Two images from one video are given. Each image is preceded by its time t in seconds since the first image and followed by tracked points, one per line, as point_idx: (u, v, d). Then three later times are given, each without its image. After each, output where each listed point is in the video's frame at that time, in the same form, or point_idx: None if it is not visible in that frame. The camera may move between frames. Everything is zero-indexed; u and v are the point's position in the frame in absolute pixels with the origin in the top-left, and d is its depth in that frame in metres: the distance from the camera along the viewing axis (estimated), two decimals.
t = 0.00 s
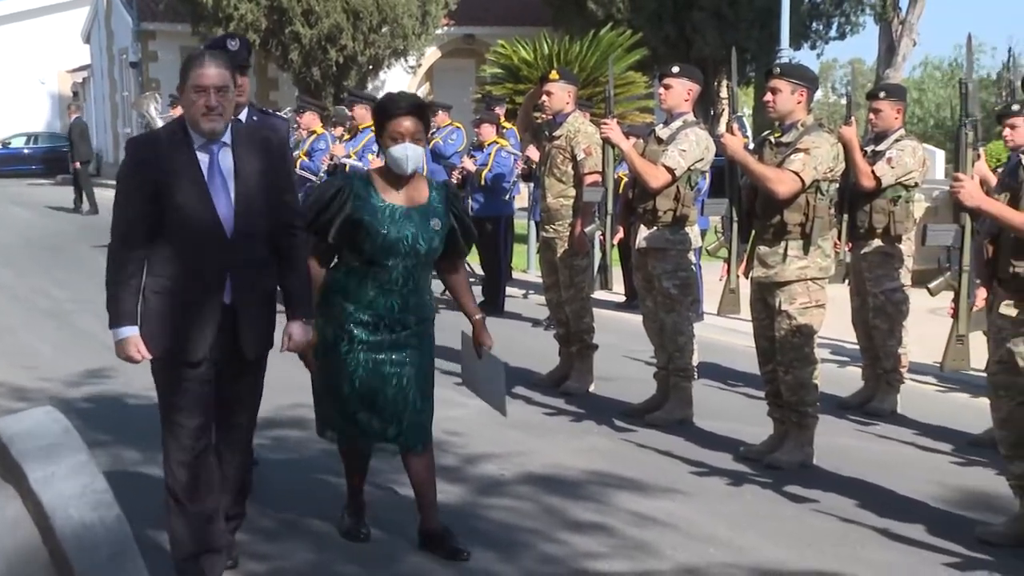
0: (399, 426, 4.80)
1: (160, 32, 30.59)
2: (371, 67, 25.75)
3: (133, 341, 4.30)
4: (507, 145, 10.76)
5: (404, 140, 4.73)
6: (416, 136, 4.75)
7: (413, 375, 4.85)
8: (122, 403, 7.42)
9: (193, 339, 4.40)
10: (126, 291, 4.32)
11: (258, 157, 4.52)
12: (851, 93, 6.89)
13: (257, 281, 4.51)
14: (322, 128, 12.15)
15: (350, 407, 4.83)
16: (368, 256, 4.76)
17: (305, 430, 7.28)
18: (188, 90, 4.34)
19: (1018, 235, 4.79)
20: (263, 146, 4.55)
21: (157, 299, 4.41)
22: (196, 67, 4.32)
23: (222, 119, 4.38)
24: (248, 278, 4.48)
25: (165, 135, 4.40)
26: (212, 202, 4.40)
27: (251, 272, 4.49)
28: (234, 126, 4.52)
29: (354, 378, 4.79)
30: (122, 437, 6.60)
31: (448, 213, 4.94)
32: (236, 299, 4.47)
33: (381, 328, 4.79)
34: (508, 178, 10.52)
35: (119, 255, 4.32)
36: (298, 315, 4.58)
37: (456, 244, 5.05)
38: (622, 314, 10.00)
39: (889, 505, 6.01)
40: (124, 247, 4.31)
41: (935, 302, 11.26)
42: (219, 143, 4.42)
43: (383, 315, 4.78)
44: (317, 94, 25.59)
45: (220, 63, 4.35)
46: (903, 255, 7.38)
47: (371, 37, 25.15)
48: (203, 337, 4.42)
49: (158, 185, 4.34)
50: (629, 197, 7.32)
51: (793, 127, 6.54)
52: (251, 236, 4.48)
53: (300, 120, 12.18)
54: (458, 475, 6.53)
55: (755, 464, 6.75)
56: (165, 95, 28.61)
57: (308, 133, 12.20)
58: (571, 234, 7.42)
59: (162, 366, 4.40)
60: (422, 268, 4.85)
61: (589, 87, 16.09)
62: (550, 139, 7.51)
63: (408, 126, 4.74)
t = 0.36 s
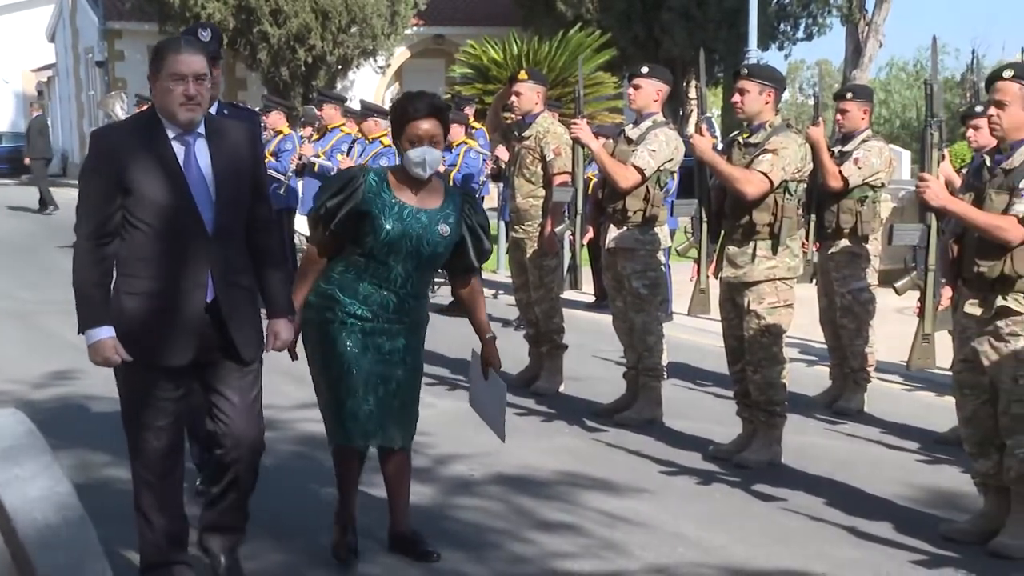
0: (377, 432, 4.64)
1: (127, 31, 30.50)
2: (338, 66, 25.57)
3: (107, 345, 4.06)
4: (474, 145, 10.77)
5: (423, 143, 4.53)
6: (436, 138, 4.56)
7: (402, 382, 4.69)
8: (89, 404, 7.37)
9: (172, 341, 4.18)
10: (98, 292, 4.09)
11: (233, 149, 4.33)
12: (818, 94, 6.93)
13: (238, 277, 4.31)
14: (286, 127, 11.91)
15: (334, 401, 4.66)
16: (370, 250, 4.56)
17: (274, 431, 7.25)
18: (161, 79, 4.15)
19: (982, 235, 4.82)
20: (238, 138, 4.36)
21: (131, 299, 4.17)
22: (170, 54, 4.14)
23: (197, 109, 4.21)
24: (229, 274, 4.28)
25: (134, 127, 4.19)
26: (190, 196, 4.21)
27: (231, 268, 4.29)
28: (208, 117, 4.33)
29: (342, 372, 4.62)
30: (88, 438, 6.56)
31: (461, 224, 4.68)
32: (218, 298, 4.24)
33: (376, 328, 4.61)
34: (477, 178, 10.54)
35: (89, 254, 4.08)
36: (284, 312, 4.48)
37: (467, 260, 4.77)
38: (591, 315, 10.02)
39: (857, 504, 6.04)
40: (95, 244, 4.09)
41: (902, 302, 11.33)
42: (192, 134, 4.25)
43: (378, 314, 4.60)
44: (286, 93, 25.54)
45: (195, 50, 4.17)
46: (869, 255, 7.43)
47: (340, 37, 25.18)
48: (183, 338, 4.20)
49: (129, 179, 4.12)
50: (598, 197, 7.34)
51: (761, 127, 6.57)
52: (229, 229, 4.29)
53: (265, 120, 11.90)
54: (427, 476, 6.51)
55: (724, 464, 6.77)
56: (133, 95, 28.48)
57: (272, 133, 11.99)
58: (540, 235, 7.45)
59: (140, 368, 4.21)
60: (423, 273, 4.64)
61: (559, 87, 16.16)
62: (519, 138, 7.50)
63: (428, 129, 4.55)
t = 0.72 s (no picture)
0: (398, 453, 4.40)
1: (100, 33, 30.41)
2: (315, 69, 25.80)
3: (110, 364, 3.84)
4: (449, 148, 10.80)
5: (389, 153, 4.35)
6: (402, 146, 4.39)
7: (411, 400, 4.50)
8: (62, 408, 7.31)
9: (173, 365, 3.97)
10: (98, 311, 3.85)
11: (245, 164, 4.08)
12: (792, 97, 6.96)
13: (244, 298, 4.07)
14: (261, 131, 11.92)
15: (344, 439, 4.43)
16: (359, 280, 4.35)
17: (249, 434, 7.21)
18: (174, 88, 3.91)
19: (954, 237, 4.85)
20: (248, 150, 4.12)
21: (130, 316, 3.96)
22: (183, 62, 3.89)
23: (212, 122, 3.95)
24: (235, 296, 4.05)
25: (143, 135, 3.93)
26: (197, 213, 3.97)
27: (237, 289, 4.05)
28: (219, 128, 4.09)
29: (348, 407, 4.39)
30: (62, 443, 6.51)
31: (441, 226, 4.54)
32: (223, 321, 4.02)
33: (379, 355, 4.39)
34: (452, 181, 10.56)
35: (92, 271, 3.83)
36: (293, 337, 4.18)
37: (450, 261, 4.64)
38: (567, 317, 10.03)
39: (831, 505, 6.06)
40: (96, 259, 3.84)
41: (875, 304, 11.40)
42: (203, 148, 4.00)
43: (375, 340, 4.39)
44: (261, 96, 25.35)
45: (209, 60, 3.93)
46: (843, 257, 7.46)
47: (316, 40, 25.20)
48: (184, 362, 3.97)
49: (135, 192, 3.87)
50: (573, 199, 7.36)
51: (736, 131, 6.58)
52: (237, 249, 4.05)
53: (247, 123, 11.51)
54: (403, 479, 6.49)
55: (700, 466, 6.78)
56: (107, 97, 28.33)
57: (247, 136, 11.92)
58: (515, 237, 7.45)
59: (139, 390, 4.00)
60: (415, 288, 4.47)
61: (534, 89, 16.21)
62: (494, 141, 7.51)
63: (395, 138, 4.40)
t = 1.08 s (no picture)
0: (382, 450, 4.41)
1: (66, 37, 30.25)
2: (284, 74, 25.75)
3: (101, 367, 3.76)
4: (419, 153, 10.82)
5: (358, 143, 4.32)
6: (371, 135, 4.36)
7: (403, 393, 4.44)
8: (29, 415, 7.26)
9: (173, 363, 3.83)
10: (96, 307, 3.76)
11: (253, 160, 3.98)
12: (760, 103, 6.99)
13: (250, 297, 3.94)
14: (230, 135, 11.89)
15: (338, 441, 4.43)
16: (335, 279, 4.36)
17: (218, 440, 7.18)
18: (178, 79, 3.84)
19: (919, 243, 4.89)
20: (257, 147, 4.02)
21: (133, 316, 3.84)
22: (186, 52, 3.83)
23: (217, 114, 3.87)
24: (241, 295, 3.91)
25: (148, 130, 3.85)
26: (203, 208, 3.86)
27: (244, 288, 3.92)
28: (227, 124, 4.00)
29: (334, 406, 4.39)
30: (28, 450, 6.46)
31: (412, 213, 4.51)
32: (229, 320, 3.88)
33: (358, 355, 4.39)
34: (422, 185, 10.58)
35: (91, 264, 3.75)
36: (306, 342, 4.10)
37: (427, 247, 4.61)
38: (537, 322, 10.05)
39: (799, 509, 6.09)
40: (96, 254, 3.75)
41: (844, 309, 11.47)
42: (209, 141, 3.91)
43: (359, 337, 4.38)
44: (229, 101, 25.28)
45: (215, 51, 3.86)
46: (811, 263, 7.52)
47: (285, 45, 25.17)
48: (184, 362, 3.84)
49: (138, 186, 3.78)
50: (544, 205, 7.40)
51: (705, 136, 6.61)
52: (245, 246, 3.93)
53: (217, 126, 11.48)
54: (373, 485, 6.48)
55: (669, 471, 6.80)
56: (74, 101, 28.18)
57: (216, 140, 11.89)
58: (486, 243, 7.47)
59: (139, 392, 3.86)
60: (394, 280, 4.44)
61: (504, 95, 16.24)
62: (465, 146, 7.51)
63: (363, 126, 4.35)
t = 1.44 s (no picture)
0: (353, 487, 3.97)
1: (24, 38, 29.99)
2: (245, 77, 25.68)
3: (79, 398, 3.30)
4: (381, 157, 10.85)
5: (374, 157, 3.96)
6: (386, 152, 4.00)
7: (380, 433, 4.02)
8: None
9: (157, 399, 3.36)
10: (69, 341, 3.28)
11: (237, 173, 3.50)
12: (722, 106, 7.03)
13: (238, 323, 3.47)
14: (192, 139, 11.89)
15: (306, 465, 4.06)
16: (323, 294, 3.95)
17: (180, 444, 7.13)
18: (150, 92, 3.35)
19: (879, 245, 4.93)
20: (241, 158, 3.53)
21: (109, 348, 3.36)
22: (161, 62, 3.34)
23: (195, 127, 3.37)
24: (229, 324, 3.44)
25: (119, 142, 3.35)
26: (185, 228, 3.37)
27: (232, 315, 3.45)
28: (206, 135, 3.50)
29: (303, 432, 4.00)
30: None
31: (421, 244, 4.11)
32: (216, 351, 3.42)
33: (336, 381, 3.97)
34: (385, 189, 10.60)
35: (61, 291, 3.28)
36: (283, 362, 3.67)
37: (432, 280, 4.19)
38: (500, 325, 10.07)
39: (761, 510, 6.12)
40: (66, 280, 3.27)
41: (805, 311, 11.56)
42: (188, 157, 3.41)
43: (341, 363, 3.96)
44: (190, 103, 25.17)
45: (191, 59, 3.38)
46: (773, 265, 7.57)
47: (246, 48, 25.09)
48: (169, 389, 3.37)
49: (113, 204, 3.29)
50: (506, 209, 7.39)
51: (668, 139, 6.62)
52: (232, 268, 3.46)
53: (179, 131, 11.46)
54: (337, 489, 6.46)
55: (633, 473, 6.81)
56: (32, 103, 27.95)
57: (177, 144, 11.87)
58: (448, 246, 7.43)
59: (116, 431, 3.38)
60: (388, 308, 4.02)
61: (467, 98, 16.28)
62: (427, 149, 7.49)
63: (378, 140, 3.99)
